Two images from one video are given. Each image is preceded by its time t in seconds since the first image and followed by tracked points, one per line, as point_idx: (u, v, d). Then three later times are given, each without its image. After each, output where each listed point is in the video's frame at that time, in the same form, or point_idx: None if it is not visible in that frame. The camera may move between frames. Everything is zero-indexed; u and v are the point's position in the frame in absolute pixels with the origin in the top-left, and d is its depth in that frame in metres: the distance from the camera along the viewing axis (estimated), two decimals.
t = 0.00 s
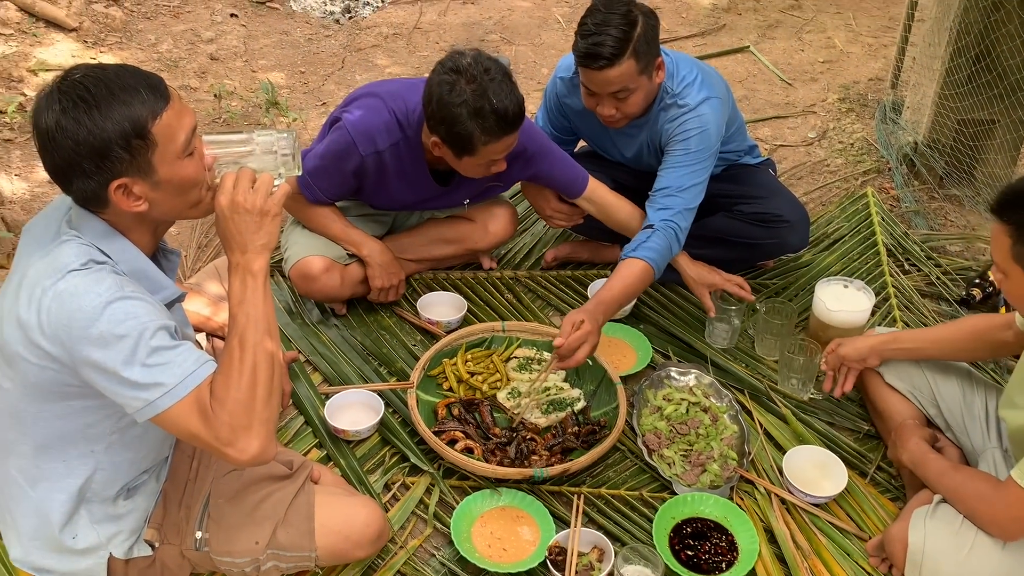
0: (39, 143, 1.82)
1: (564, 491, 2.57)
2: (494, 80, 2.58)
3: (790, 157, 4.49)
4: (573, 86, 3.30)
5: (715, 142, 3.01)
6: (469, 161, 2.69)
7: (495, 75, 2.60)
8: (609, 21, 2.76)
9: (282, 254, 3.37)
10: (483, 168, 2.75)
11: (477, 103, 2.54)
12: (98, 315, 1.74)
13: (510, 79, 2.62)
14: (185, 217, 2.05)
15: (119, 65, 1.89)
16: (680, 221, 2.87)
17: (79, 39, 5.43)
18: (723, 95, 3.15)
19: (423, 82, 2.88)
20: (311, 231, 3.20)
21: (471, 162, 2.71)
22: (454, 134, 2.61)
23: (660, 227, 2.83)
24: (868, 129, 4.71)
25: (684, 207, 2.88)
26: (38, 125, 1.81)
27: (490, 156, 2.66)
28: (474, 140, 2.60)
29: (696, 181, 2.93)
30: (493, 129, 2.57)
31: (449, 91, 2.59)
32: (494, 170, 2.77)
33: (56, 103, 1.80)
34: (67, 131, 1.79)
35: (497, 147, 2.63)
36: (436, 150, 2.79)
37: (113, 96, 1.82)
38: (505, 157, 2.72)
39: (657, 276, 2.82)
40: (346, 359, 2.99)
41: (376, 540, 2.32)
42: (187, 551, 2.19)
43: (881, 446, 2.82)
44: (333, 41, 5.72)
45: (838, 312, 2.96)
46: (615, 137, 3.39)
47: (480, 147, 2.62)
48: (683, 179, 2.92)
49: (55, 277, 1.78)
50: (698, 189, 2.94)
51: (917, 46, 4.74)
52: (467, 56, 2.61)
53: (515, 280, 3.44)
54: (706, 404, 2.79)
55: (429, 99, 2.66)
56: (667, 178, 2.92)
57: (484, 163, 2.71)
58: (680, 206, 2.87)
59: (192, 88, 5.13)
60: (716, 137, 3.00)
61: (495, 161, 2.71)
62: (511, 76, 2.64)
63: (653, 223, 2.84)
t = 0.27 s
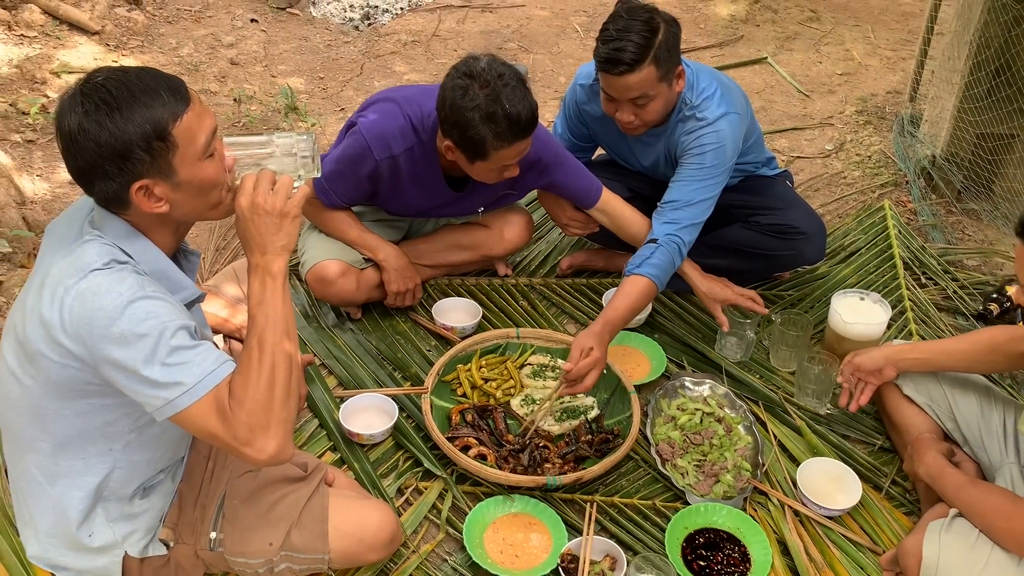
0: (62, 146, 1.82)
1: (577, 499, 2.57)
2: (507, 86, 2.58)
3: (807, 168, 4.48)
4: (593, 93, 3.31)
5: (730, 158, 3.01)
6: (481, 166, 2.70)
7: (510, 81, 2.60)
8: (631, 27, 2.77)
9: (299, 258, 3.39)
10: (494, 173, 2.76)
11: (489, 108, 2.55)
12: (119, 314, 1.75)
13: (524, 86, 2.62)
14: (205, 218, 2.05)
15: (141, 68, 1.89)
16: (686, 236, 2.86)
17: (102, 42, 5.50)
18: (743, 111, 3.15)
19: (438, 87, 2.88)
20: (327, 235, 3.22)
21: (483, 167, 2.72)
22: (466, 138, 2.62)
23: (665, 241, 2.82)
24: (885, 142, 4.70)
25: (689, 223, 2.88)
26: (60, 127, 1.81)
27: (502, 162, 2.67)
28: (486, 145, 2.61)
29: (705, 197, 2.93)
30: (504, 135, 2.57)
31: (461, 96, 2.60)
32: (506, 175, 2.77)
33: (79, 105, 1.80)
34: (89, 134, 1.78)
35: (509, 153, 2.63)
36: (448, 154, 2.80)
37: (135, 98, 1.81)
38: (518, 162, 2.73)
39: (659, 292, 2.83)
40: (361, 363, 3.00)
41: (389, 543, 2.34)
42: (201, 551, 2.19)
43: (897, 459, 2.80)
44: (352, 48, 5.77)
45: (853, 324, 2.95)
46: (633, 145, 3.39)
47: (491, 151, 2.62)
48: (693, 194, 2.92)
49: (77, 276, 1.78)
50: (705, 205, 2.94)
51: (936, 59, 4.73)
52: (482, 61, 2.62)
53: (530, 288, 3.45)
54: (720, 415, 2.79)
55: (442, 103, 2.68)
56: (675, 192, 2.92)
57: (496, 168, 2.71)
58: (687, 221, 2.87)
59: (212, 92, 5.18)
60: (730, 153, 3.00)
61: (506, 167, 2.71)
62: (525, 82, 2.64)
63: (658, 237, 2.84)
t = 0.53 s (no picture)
0: (86, 146, 1.84)
1: (591, 505, 2.57)
2: (518, 88, 2.58)
3: (824, 177, 4.47)
4: (612, 100, 3.31)
5: (747, 171, 3.02)
6: (490, 166, 2.69)
7: (522, 83, 2.59)
8: (651, 33, 2.78)
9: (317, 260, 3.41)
10: (499, 175, 2.75)
11: (496, 107, 2.54)
12: (143, 313, 1.76)
13: (536, 88, 2.61)
14: (226, 219, 2.06)
15: (165, 70, 1.91)
16: (705, 249, 2.89)
17: (123, 45, 5.55)
18: (760, 121, 3.15)
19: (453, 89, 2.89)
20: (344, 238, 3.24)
21: (486, 167, 2.71)
22: (473, 138, 2.62)
23: (689, 257, 2.84)
24: (903, 151, 4.67)
25: (709, 238, 2.91)
26: (85, 127, 1.83)
27: (505, 164, 2.65)
28: (490, 145, 2.60)
29: (722, 211, 2.94)
30: (507, 136, 2.56)
31: (472, 92, 2.61)
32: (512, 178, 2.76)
33: (104, 106, 1.82)
34: (113, 134, 1.80)
35: (515, 155, 2.62)
36: (458, 152, 2.80)
37: (159, 100, 1.83)
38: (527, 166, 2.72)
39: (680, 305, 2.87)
40: (377, 366, 3.02)
41: (404, 546, 2.33)
42: (218, 550, 2.18)
43: (913, 470, 2.78)
44: (370, 52, 5.81)
45: (869, 334, 2.93)
46: (650, 152, 3.40)
47: (492, 152, 2.62)
48: (712, 208, 2.93)
49: (101, 275, 1.79)
50: (722, 218, 2.96)
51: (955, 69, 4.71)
52: (494, 63, 2.61)
53: (545, 293, 3.46)
54: (736, 423, 2.78)
55: (454, 103, 2.68)
56: (695, 204, 2.93)
57: (499, 171, 2.70)
58: (704, 234, 2.89)
59: (231, 95, 5.22)
60: (748, 166, 3.01)
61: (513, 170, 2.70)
62: (537, 85, 2.63)
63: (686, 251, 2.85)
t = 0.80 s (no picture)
0: (108, 152, 1.86)
1: (604, 513, 2.57)
2: (514, 70, 2.56)
3: (838, 185, 4.46)
4: (628, 106, 3.32)
5: (768, 176, 3.03)
6: (485, 149, 2.66)
7: (518, 66, 2.57)
8: (670, 35, 2.78)
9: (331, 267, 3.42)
10: (496, 159, 2.72)
11: (491, 89, 2.53)
12: (162, 316, 1.77)
13: (532, 73, 2.59)
14: (245, 225, 2.08)
15: (185, 77, 1.93)
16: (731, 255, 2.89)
17: (140, 50, 5.60)
18: (778, 127, 3.15)
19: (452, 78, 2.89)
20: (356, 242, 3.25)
21: (479, 151, 2.69)
22: (467, 119, 2.61)
23: (719, 264, 2.84)
24: (918, 160, 4.66)
25: (734, 243, 2.91)
26: (107, 133, 1.85)
27: (498, 147, 2.63)
28: (483, 127, 2.58)
29: (745, 216, 2.95)
30: (500, 118, 2.54)
31: (470, 72, 2.61)
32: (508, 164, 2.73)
33: (125, 112, 1.84)
34: (135, 139, 1.82)
35: (512, 137, 2.59)
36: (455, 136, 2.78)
37: (180, 106, 1.84)
38: (524, 153, 2.69)
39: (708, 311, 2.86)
40: (391, 372, 3.03)
41: (417, 552, 2.36)
42: (232, 554, 2.17)
43: (928, 480, 2.77)
44: (385, 58, 5.84)
45: (884, 344, 2.92)
46: (666, 158, 3.40)
47: (485, 133, 2.59)
48: (737, 214, 2.94)
49: (121, 279, 1.80)
50: (745, 225, 2.96)
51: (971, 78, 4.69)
52: (492, 47, 2.60)
53: (559, 300, 3.47)
54: (750, 431, 2.76)
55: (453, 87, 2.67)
56: (718, 209, 2.94)
57: (491, 154, 2.68)
58: (729, 240, 2.90)
59: (247, 100, 5.26)
60: (769, 172, 3.02)
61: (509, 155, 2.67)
62: (534, 70, 2.61)
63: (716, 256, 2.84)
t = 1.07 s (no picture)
0: (124, 162, 1.88)
1: (614, 521, 2.58)
2: (470, 20, 2.62)
3: (848, 195, 4.46)
4: (641, 112, 3.33)
5: (780, 182, 3.05)
6: (448, 99, 2.67)
7: (472, 14, 2.64)
8: (685, 38, 2.80)
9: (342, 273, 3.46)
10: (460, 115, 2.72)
11: (447, 36, 2.59)
12: (177, 324, 1.79)
13: (488, 18, 2.66)
14: (259, 234, 2.10)
15: (199, 87, 1.95)
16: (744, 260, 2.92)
17: (153, 58, 5.65)
18: (790, 133, 3.17)
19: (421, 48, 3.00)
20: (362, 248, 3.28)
21: (443, 105, 2.71)
22: (428, 71, 2.65)
23: (733, 268, 2.85)
24: (927, 169, 4.65)
25: (747, 248, 2.92)
26: (123, 143, 1.87)
27: (460, 98, 2.64)
28: (443, 76, 2.62)
29: (758, 221, 2.96)
30: (458, 64, 2.58)
31: (428, 24, 2.67)
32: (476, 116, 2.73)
33: (141, 122, 1.86)
34: (150, 149, 1.84)
35: (472, 84, 2.62)
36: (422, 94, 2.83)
37: (195, 117, 1.86)
38: (488, 103, 2.69)
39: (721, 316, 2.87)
40: (401, 379, 3.04)
41: (427, 559, 2.36)
42: (243, 561, 2.18)
43: (938, 490, 2.76)
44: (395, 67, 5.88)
45: (893, 353, 2.92)
46: (677, 164, 3.41)
47: (448, 81, 2.62)
48: (750, 218, 2.95)
49: (137, 287, 1.82)
50: (757, 230, 2.97)
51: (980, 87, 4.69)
52: None
53: (568, 308, 3.48)
54: (759, 440, 2.76)
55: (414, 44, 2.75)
56: (731, 214, 2.95)
57: (455, 107, 2.68)
58: (742, 245, 2.91)
59: (259, 108, 5.30)
60: (781, 178, 3.04)
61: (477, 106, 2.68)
62: (489, 19, 2.68)
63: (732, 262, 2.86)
